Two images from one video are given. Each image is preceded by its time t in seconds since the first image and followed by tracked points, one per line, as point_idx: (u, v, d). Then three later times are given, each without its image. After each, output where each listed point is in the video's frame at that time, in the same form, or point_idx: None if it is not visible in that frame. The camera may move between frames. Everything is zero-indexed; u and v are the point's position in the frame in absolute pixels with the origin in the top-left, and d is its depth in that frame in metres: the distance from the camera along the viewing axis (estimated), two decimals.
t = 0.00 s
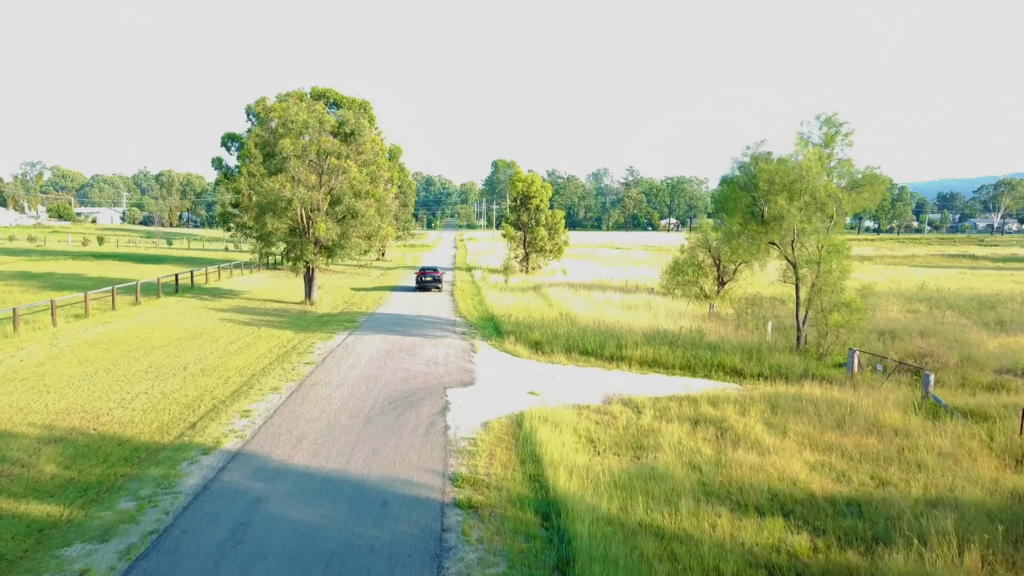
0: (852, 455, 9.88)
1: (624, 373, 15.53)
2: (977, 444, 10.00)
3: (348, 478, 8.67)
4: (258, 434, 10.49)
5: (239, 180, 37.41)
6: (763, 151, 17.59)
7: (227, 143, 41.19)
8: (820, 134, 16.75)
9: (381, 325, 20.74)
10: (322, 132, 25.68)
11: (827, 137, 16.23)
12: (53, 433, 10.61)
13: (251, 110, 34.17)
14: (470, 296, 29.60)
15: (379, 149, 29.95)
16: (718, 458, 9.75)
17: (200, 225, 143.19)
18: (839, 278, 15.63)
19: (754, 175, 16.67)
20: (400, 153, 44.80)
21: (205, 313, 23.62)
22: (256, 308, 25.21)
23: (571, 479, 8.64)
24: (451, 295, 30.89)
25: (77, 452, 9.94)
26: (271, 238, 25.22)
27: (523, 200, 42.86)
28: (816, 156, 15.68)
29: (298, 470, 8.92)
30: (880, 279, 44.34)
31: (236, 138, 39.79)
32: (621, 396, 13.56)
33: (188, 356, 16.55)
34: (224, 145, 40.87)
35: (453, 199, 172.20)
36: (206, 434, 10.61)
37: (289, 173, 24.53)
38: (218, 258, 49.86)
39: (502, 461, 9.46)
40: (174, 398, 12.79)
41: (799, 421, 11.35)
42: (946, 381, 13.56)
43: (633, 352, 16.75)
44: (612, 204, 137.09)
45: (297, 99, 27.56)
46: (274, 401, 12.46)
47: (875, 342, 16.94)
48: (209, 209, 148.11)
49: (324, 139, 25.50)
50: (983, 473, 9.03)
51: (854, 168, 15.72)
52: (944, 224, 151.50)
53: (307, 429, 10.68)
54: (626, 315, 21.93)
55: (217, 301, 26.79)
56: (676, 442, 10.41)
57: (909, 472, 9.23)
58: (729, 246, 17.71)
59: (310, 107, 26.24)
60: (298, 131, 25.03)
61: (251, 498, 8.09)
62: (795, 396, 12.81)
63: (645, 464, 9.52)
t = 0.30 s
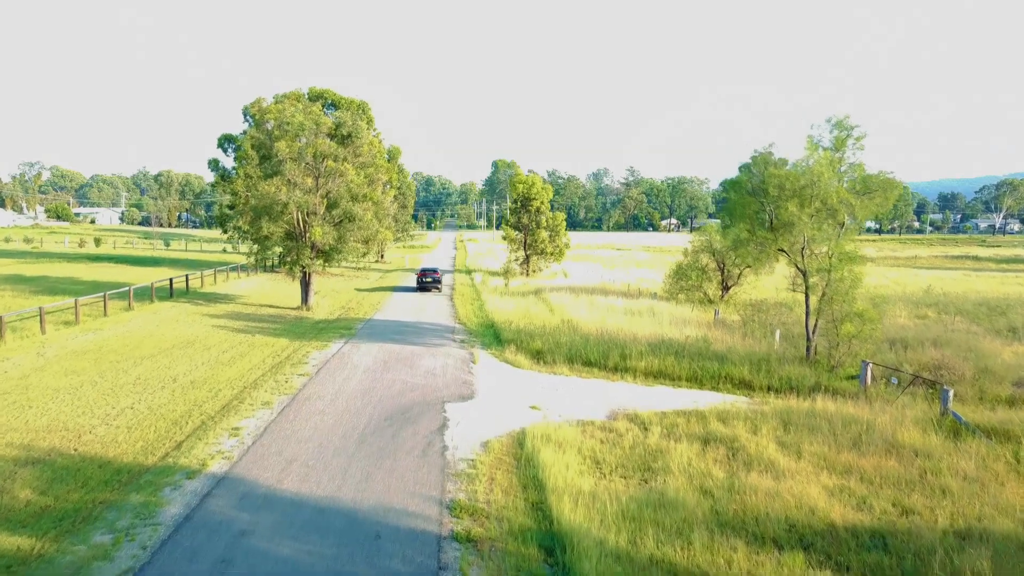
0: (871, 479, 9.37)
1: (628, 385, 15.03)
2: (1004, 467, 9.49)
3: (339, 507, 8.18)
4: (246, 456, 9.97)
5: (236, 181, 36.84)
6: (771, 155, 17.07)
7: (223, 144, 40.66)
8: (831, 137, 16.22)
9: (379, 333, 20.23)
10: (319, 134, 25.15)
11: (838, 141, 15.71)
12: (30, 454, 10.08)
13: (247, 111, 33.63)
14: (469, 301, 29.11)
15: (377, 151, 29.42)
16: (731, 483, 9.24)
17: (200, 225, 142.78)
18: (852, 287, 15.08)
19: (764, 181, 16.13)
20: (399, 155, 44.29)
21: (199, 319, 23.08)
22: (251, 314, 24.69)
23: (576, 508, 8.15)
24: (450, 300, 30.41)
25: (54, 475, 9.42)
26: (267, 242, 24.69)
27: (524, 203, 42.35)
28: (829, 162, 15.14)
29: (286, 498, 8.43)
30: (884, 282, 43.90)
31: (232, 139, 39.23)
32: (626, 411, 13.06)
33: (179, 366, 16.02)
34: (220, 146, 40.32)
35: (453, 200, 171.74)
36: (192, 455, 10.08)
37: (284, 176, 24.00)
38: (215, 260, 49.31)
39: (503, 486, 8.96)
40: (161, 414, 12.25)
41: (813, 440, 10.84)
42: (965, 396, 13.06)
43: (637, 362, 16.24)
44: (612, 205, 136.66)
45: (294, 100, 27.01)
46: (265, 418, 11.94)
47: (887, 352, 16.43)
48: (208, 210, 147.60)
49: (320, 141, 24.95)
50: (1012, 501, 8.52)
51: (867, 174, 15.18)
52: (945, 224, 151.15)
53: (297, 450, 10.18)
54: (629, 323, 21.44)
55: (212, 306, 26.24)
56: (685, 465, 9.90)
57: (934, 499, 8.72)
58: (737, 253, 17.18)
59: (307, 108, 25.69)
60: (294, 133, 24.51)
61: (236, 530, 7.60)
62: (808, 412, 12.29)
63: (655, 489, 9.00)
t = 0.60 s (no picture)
0: (895, 509, 8.84)
1: (633, 400, 14.51)
2: None
3: (329, 543, 7.65)
4: (233, 483, 9.43)
5: (232, 184, 36.31)
6: (780, 160, 16.54)
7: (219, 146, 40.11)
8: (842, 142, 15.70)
9: (375, 343, 19.70)
10: (315, 137, 24.64)
11: (850, 147, 15.19)
12: (5, 481, 9.55)
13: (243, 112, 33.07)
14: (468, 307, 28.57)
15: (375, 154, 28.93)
16: (745, 513, 8.72)
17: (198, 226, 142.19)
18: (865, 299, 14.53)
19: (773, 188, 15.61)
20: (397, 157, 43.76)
21: (192, 327, 22.54)
22: (245, 321, 24.15)
23: (583, 545, 7.62)
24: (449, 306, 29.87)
25: (29, 505, 8.88)
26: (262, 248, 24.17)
27: (524, 205, 41.75)
28: (842, 168, 14.61)
29: (273, 533, 7.90)
30: (888, 285, 43.42)
31: (229, 141, 38.69)
32: (631, 429, 12.53)
33: (169, 380, 15.49)
34: (217, 148, 39.78)
35: (453, 200, 171.20)
36: (177, 482, 9.55)
37: (280, 180, 23.49)
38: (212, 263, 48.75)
39: (505, 519, 8.43)
40: (146, 434, 11.71)
41: (830, 464, 10.30)
42: (985, 415, 12.52)
43: (642, 375, 15.71)
44: (612, 205, 136.15)
45: (289, 102, 26.49)
46: (254, 438, 11.41)
47: (901, 365, 15.89)
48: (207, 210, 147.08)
49: (316, 144, 24.45)
50: None
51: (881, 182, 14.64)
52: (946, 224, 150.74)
53: (287, 476, 9.63)
54: (633, 331, 20.91)
55: (206, 313, 25.69)
56: (697, 492, 9.37)
57: (964, 533, 8.18)
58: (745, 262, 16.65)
59: (302, 110, 25.16)
60: (290, 137, 24.01)
61: (217, 571, 7.07)
62: (822, 432, 11.75)
63: (666, 520, 8.47)
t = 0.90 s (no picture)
0: (924, 551, 8.24)
1: (639, 419, 13.91)
2: None
3: None
4: (216, 519, 8.84)
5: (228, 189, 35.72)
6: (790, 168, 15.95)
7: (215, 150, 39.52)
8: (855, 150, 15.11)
9: (372, 356, 19.10)
10: (310, 142, 24.05)
11: (864, 155, 14.61)
12: None
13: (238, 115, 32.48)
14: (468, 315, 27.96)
15: (372, 159, 28.36)
16: (763, 554, 8.14)
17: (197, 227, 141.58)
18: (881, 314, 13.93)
19: (785, 197, 15.02)
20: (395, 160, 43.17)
21: (184, 338, 21.95)
22: (239, 331, 23.55)
23: None
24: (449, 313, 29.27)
25: None
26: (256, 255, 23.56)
27: (525, 209, 41.20)
28: (857, 178, 14.01)
29: None
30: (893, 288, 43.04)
31: (225, 144, 38.10)
32: (638, 453, 11.93)
33: (156, 397, 14.91)
34: (213, 151, 39.19)
35: (452, 201, 170.63)
36: (157, 517, 8.96)
37: (274, 187, 22.91)
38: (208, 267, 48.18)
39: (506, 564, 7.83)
40: (128, 460, 11.12)
41: (851, 496, 9.70)
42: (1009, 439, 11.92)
43: (648, 393, 15.10)
44: (613, 206, 135.62)
45: (284, 106, 25.90)
46: (242, 465, 10.82)
47: (917, 381, 15.28)
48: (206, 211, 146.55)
49: (312, 150, 23.86)
50: None
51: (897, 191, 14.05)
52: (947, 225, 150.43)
53: (273, 511, 9.04)
54: (637, 343, 20.32)
55: (199, 322, 25.09)
56: (710, 529, 8.78)
57: None
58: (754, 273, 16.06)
59: (298, 115, 24.56)
60: (285, 142, 23.41)
61: None
62: (840, 458, 11.15)
63: (679, 564, 7.88)
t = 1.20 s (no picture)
0: None
1: (644, 441, 13.36)
2: None
3: None
4: (198, 562, 8.27)
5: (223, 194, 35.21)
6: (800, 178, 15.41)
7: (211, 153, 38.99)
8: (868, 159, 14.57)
9: (368, 370, 18.55)
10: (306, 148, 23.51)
11: (878, 165, 14.07)
12: None
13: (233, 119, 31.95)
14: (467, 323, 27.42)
15: (369, 164, 27.86)
16: None
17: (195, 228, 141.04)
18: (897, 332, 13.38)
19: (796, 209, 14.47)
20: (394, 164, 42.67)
21: (176, 349, 21.39)
22: (233, 341, 23.01)
23: None
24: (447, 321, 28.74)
25: None
26: (250, 264, 23.00)
27: (525, 213, 40.75)
28: (871, 189, 13.46)
29: None
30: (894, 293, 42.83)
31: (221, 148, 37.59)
32: (644, 480, 11.37)
33: (143, 417, 14.35)
34: (208, 155, 38.68)
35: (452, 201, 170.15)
36: (135, 559, 8.40)
37: (268, 194, 22.37)
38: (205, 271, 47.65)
39: None
40: (109, 490, 10.55)
41: (874, 533, 9.13)
42: None
43: (653, 411, 14.56)
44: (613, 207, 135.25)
45: (279, 110, 25.35)
46: (227, 497, 10.25)
47: (932, 400, 14.73)
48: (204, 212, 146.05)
49: (307, 156, 23.32)
50: None
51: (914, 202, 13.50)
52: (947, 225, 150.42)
53: (258, 552, 8.48)
54: (640, 355, 19.78)
55: (192, 332, 24.54)
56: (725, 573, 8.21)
57: None
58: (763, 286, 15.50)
59: (293, 120, 24.03)
60: (280, 148, 22.87)
61: None
62: (859, 487, 10.58)
63: None
